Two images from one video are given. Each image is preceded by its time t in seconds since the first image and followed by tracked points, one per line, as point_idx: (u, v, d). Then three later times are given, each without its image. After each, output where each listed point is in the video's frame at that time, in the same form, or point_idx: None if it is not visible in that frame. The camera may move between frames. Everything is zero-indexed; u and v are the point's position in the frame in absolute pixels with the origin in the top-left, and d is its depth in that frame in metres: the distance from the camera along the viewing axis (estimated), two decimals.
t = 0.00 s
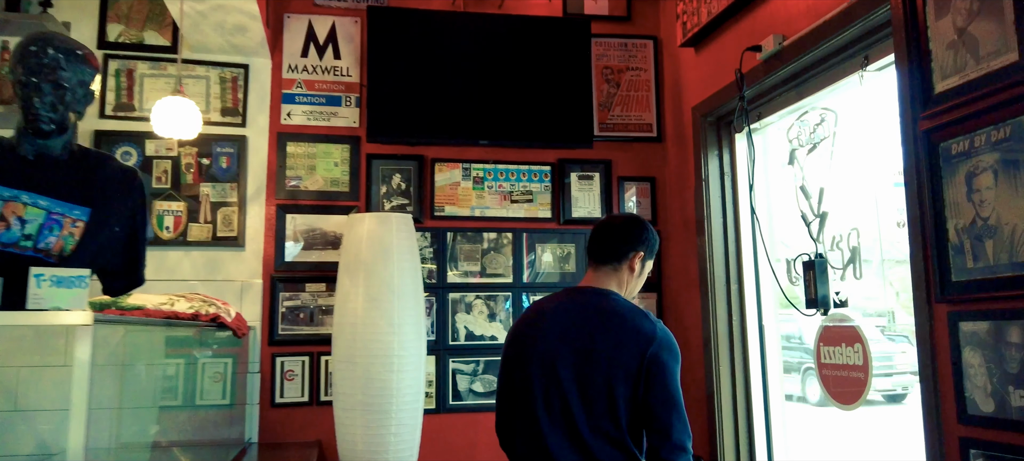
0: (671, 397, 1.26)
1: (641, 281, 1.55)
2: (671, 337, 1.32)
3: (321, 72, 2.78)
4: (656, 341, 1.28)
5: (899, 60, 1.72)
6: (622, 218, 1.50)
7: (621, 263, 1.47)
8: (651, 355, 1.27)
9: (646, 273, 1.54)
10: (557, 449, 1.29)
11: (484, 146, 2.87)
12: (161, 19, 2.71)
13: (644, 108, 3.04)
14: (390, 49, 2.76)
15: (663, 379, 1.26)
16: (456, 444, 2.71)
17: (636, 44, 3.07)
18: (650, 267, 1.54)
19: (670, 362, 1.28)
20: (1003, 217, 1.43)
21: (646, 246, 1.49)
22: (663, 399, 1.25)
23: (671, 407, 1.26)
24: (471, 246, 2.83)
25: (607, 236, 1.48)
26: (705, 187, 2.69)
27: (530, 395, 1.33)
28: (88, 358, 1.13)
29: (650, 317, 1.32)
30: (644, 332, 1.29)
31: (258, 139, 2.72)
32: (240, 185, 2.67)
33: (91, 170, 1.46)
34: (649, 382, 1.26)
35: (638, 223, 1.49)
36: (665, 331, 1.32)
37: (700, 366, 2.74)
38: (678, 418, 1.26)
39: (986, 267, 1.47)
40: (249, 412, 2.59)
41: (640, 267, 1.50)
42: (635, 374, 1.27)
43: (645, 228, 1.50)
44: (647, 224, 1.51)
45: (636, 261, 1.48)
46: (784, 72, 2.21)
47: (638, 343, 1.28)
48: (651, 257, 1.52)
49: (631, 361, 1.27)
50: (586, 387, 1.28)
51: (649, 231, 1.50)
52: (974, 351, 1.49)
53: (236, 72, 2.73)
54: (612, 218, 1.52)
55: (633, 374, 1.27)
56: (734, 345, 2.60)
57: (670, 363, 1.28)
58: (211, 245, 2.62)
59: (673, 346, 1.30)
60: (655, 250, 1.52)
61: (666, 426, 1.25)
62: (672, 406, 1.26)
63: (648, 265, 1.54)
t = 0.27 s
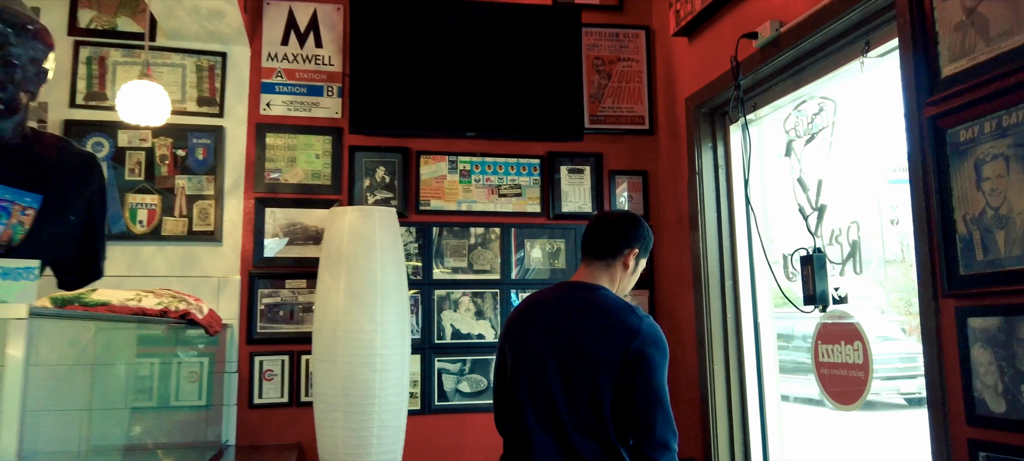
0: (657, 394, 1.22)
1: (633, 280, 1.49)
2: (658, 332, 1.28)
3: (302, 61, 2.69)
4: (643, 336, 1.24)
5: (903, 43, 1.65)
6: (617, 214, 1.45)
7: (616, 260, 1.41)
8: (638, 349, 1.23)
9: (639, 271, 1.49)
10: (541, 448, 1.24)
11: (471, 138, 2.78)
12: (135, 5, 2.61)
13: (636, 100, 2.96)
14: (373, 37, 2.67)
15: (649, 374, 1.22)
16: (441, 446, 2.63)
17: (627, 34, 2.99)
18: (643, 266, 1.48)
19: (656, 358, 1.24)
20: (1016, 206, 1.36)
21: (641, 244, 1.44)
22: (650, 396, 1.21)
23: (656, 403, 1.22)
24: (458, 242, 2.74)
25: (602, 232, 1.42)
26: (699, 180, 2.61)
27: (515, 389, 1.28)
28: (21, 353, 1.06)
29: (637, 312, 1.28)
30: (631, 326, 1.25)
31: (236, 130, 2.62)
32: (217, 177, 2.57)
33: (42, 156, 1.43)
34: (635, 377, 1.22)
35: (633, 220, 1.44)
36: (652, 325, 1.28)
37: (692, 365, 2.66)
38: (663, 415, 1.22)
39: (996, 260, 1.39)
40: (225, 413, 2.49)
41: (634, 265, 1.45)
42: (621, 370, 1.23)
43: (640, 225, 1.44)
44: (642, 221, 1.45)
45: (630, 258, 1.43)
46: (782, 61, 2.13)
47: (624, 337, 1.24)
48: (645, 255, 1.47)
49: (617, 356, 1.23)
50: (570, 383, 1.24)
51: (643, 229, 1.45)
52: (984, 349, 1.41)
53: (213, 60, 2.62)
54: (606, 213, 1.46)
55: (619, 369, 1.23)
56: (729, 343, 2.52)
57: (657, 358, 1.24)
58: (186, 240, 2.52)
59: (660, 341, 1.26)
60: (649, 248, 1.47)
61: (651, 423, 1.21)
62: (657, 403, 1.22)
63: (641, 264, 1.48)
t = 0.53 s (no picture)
0: (637, 395, 1.20)
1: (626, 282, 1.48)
2: (644, 331, 1.27)
3: (288, 52, 2.60)
4: (623, 336, 1.23)
5: (913, 29, 1.57)
6: (613, 214, 1.43)
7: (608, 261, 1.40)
8: (615, 350, 1.22)
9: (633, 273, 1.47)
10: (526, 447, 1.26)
11: (463, 133, 2.70)
12: None
13: (633, 94, 2.88)
14: (361, 28, 2.59)
15: (627, 375, 1.21)
16: (432, 449, 2.54)
17: (623, 26, 2.92)
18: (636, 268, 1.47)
19: (637, 357, 1.22)
20: None
21: (636, 246, 1.42)
22: (627, 397, 1.20)
23: (635, 405, 1.20)
24: (449, 239, 2.66)
25: (596, 231, 1.41)
26: (698, 176, 2.53)
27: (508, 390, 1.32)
28: None
29: (621, 311, 1.27)
30: (610, 326, 1.24)
31: (220, 123, 2.53)
32: (199, 172, 2.48)
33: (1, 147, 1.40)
34: (612, 377, 1.21)
35: (629, 221, 1.42)
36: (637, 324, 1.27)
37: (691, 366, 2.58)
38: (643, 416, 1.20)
39: (1013, 256, 1.32)
40: (207, 416, 2.40)
41: (626, 267, 1.43)
42: (599, 370, 1.22)
43: (636, 227, 1.43)
44: (638, 223, 1.44)
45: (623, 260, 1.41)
46: (783, 51, 2.05)
47: (602, 337, 1.23)
48: (639, 257, 1.45)
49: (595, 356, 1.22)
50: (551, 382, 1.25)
51: (638, 231, 1.43)
52: (1000, 349, 1.34)
53: (195, 51, 2.54)
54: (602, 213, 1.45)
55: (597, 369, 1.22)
56: (729, 343, 2.44)
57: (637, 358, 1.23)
58: (167, 237, 2.44)
59: (642, 340, 1.25)
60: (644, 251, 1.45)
61: (629, 425, 1.19)
62: (636, 403, 1.20)
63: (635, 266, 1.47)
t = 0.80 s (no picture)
0: (608, 399, 1.21)
1: (613, 290, 1.47)
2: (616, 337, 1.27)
3: (273, 44, 2.51)
4: (592, 341, 1.23)
5: (927, 15, 1.49)
6: (603, 220, 1.42)
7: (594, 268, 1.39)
8: (584, 355, 1.22)
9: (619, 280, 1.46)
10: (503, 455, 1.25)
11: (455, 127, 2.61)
12: None
13: (630, 88, 2.79)
14: (349, 19, 2.50)
15: (594, 381, 1.21)
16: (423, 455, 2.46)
17: (620, 18, 2.83)
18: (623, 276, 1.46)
19: (605, 363, 1.22)
20: None
21: (623, 254, 1.42)
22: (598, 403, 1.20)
23: (600, 411, 1.20)
24: (441, 238, 2.57)
25: (583, 238, 1.39)
26: (698, 172, 2.45)
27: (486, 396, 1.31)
28: None
29: (595, 316, 1.27)
30: (582, 330, 1.24)
31: (202, 117, 2.44)
32: (180, 168, 2.39)
33: None
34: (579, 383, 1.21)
35: (618, 229, 1.42)
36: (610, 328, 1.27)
37: (691, 369, 2.49)
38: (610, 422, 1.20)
39: None
40: (189, 421, 2.31)
41: (612, 275, 1.42)
42: (566, 375, 1.22)
43: (624, 234, 1.42)
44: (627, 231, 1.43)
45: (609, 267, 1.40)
46: (787, 41, 1.97)
47: (572, 342, 1.23)
48: (626, 265, 1.44)
49: (563, 361, 1.22)
50: (521, 385, 1.25)
51: (627, 238, 1.42)
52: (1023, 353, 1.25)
53: (177, 42, 2.45)
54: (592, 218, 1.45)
55: (569, 374, 1.22)
56: (730, 345, 2.36)
57: (606, 364, 1.23)
58: (147, 235, 2.34)
59: (613, 345, 1.25)
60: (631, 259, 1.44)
61: (595, 432, 1.19)
62: (602, 409, 1.20)
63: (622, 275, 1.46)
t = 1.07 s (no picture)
0: (568, 401, 1.21)
1: (597, 298, 1.48)
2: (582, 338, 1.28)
3: (261, 34, 2.43)
4: (552, 344, 1.24)
5: None
6: (583, 227, 1.44)
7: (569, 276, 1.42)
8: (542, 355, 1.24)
9: (603, 290, 1.47)
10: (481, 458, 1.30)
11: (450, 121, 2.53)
12: None
13: (630, 81, 2.71)
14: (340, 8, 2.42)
15: (552, 383, 1.22)
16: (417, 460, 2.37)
17: (620, 8, 2.75)
18: (605, 285, 1.47)
19: (563, 364, 1.23)
20: None
21: (602, 263, 1.42)
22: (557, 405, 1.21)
23: (557, 413, 1.21)
24: (434, 235, 2.49)
25: (562, 245, 1.42)
26: (700, 166, 2.36)
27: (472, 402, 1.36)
28: None
29: (562, 319, 1.29)
30: (544, 334, 1.26)
31: (187, 110, 2.36)
32: (164, 162, 2.31)
33: None
34: (537, 383, 1.23)
35: (599, 237, 1.43)
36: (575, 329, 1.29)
37: (694, 370, 2.41)
38: (568, 424, 1.20)
39: None
40: (173, 425, 2.22)
41: (591, 284, 1.44)
42: (528, 378, 1.24)
43: (604, 242, 1.43)
44: (608, 240, 1.44)
45: (585, 276, 1.42)
46: (794, 28, 1.89)
47: (532, 342, 1.26)
48: (607, 274, 1.45)
49: (526, 364, 1.25)
50: (494, 390, 1.29)
51: (607, 247, 1.43)
52: None
53: (161, 32, 2.36)
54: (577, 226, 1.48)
55: (531, 376, 1.24)
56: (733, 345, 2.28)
57: (565, 365, 1.24)
58: (130, 232, 2.26)
59: (574, 346, 1.25)
60: (611, 268, 1.44)
61: (551, 434, 1.20)
62: (559, 410, 1.21)
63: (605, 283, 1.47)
